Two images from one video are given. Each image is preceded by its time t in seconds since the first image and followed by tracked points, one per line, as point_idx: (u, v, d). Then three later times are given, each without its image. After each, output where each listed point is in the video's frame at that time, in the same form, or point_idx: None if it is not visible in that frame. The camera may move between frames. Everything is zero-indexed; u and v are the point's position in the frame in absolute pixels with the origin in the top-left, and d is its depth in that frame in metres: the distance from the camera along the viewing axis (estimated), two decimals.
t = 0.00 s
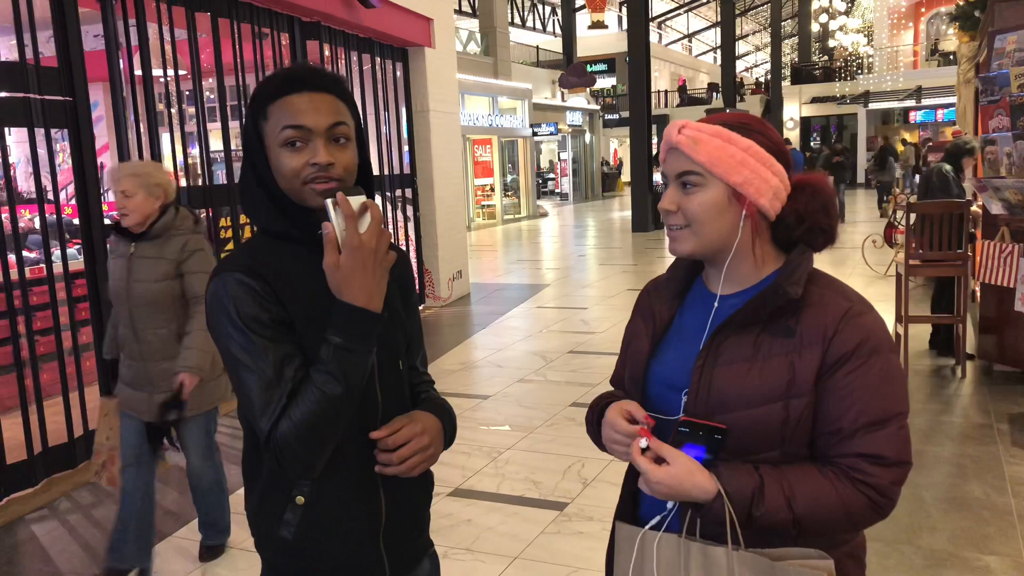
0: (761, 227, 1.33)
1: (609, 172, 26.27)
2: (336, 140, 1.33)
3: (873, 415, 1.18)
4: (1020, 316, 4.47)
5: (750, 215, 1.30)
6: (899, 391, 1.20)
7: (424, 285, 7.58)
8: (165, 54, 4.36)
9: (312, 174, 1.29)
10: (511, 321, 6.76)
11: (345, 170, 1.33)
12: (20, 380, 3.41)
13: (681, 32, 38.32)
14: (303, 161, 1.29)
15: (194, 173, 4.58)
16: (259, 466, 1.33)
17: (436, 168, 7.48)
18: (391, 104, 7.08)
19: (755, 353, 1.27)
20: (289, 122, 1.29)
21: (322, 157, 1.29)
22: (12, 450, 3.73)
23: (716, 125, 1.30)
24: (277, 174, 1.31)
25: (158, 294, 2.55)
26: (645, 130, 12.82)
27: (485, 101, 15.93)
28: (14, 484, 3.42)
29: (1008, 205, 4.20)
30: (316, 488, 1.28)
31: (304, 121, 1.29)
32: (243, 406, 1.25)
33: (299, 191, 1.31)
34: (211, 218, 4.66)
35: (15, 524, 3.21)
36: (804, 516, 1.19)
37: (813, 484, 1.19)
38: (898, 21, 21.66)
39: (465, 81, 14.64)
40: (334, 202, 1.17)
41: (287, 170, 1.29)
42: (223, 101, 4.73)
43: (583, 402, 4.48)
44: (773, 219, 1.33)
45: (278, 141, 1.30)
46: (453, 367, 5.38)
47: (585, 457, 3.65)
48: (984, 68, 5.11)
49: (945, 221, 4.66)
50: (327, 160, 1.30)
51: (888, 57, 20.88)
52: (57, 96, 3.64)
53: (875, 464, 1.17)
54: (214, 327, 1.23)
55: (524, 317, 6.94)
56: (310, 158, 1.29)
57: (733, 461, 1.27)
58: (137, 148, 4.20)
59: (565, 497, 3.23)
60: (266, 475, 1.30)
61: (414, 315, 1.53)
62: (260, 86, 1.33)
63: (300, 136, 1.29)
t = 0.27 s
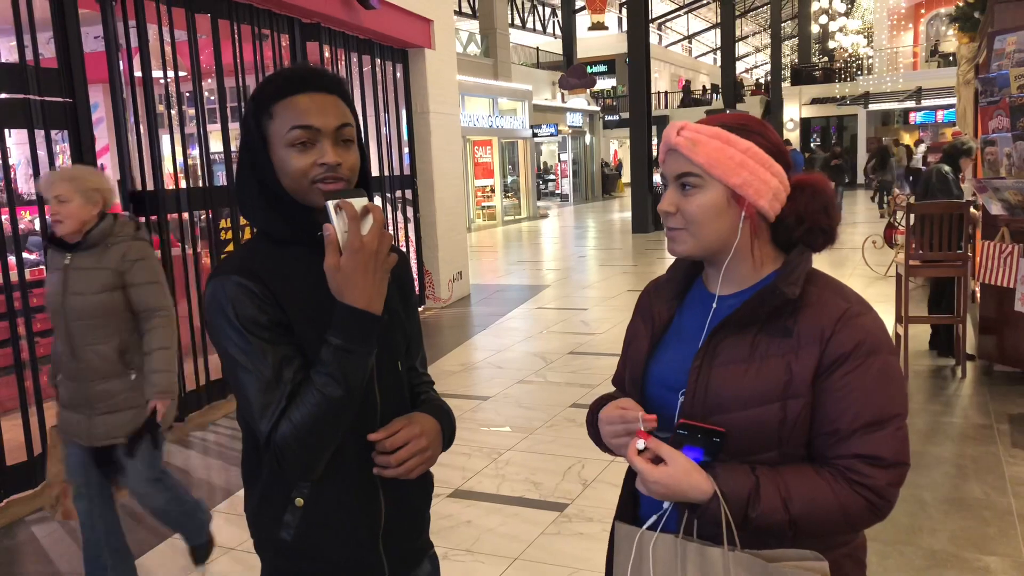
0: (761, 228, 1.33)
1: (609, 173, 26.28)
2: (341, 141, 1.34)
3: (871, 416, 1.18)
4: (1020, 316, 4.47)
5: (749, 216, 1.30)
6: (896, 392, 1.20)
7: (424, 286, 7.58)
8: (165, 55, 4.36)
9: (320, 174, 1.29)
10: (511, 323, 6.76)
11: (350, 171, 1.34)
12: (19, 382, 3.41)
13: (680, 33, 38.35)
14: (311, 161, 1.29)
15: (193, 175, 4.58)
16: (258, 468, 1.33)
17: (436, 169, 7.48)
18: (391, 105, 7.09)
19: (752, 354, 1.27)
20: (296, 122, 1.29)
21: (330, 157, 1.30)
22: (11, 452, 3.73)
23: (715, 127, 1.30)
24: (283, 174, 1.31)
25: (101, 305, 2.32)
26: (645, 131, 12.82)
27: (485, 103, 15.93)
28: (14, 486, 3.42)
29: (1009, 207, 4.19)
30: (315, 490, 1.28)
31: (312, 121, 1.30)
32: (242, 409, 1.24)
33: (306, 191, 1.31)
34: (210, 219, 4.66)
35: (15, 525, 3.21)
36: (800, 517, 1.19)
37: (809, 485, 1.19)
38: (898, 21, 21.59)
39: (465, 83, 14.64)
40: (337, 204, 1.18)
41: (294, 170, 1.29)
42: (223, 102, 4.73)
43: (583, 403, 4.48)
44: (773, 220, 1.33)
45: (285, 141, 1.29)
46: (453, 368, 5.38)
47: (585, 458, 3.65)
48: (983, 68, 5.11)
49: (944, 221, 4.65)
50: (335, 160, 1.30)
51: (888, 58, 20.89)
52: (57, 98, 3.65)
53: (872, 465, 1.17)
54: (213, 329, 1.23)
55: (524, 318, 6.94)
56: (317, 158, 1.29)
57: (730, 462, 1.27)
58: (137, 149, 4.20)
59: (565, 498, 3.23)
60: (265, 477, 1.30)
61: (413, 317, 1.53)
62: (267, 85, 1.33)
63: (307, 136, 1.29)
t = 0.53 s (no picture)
0: (758, 228, 1.32)
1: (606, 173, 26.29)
2: (343, 141, 1.34)
3: (866, 416, 1.18)
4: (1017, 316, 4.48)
5: (746, 217, 1.30)
6: (891, 393, 1.19)
7: (421, 287, 7.58)
8: (160, 56, 4.36)
9: (324, 173, 1.29)
10: (507, 323, 6.76)
11: (352, 171, 1.35)
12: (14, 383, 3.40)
13: (677, 33, 38.41)
14: (315, 159, 1.28)
15: (189, 176, 4.57)
16: (252, 470, 1.32)
17: (433, 171, 7.48)
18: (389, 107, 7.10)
19: (747, 353, 1.27)
20: (298, 122, 1.29)
21: (334, 156, 1.30)
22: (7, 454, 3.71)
23: (710, 128, 1.30)
24: (284, 173, 1.30)
25: (30, 320, 2.13)
26: (642, 131, 12.84)
27: (482, 103, 15.92)
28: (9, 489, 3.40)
29: (1004, 206, 4.30)
30: (311, 493, 1.28)
31: (316, 121, 1.29)
32: (237, 411, 1.24)
33: (309, 190, 1.29)
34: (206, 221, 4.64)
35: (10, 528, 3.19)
36: (794, 517, 1.19)
37: (804, 485, 1.19)
38: (894, 22, 21.44)
39: (462, 84, 14.64)
40: (336, 205, 1.17)
41: (297, 168, 1.28)
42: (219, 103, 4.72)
43: (580, 403, 4.48)
44: (770, 220, 1.33)
45: (288, 140, 1.28)
46: (450, 369, 5.37)
47: (582, 459, 3.65)
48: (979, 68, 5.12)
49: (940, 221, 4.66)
50: (339, 159, 1.30)
51: (884, 59, 20.95)
52: (52, 98, 3.64)
53: (866, 466, 1.17)
54: (207, 331, 1.23)
55: (521, 318, 6.93)
56: (322, 156, 1.29)
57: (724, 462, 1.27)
58: (132, 150, 4.19)
59: (562, 498, 3.22)
60: (260, 480, 1.29)
61: (409, 318, 1.53)
62: (269, 83, 1.32)
63: (310, 135, 1.29)
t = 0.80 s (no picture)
0: (753, 233, 1.33)
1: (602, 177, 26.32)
2: (341, 145, 1.35)
3: (861, 419, 1.18)
4: (1012, 318, 4.49)
5: (741, 222, 1.31)
6: (886, 395, 1.20)
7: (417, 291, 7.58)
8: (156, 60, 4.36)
9: (324, 179, 1.29)
10: (504, 327, 6.75)
11: (350, 176, 1.36)
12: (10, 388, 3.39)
13: (672, 37, 38.52)
14: (316, 164, 1.29)
15: (185, 180, 4.57)
16: (248, 474, 1.32)
17: (429, 174, 7.49)
18: (385, 110, 7.08)
19: (742, 355, 1.27)
20: (299, 126, 1.29)
21: (334, 161, 1.31)
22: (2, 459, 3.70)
23: (704, 133, 1.30)
24: (283, 177, 1.30)
25: None
26: (638, 135, 12.86)
27: (478, 107, 15.93)
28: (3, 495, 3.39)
29: (998, 209, 4.33)
30: (306, 497, 1.28)
31: (317, 126, 1.30)
32: (232, 417, 1.23)
33: (309, 195, 1.30)
34: (202, 226, 4.64)
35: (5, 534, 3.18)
36: (789, 519, 1.19)
37: (799, 487, 1.20)
38: (889, 25, 21.61)
39: (458, 88, 14.65)
40: (335, 208, 1.17)
41: (298, 173, 1.28)
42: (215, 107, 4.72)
43: (577, 407, 4.48)
44: (764, 225, 1.34)
45: (289, 144, 1.29)
46: (447, 373, 5.37)
47: (578, 462, 3.65)
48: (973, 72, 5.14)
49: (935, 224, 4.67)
50: (338, 164, 1.32)
51: (879, 62, 21.04)
52: (47, 103, 3.64)
53: (861, 468, 1.18)
54: (202, 335, 1.22)
55: (517, 322, 6.93)
56: (322, 162, 1.30)
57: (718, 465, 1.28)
58: (128, 154, 4.19)
59: (558, 502, 3.22)
60: (255, 485, 1.29)
61: (403, 323, 1.53)
62: (267, 87, 1.32)
63: (311, 139, 1.29)
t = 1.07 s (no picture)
0: (742, 234, 1.33)
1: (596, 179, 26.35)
2: (336, 150, 1.36)
3: (851, 417, 1.19)
4: (1005, 316, 4.50)
5: (730, 223, 1.31)
6: (876, 394, 1.20)
7: (412, 294, 7.58)
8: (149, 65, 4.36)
9: (319, 183, 1.30)
10: (499, 329, 6.75)
11: (345, 180, 1.36)
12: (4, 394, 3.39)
13: (665, 39, 38.62)
14: (311, 168, 1.30)
15: (178, 185, 4.57)
16: (242, 479, 1.32)
17: (423, 178, 7.49)
18: (378, 114, 7.09)
19: (732, 357, 1.27)
20: (294, 130, 1.29)
21: (330, 166, 1.32)
22: None
23: (693, 135, 1.31)
24: (277, 182, 1.30)
25: None
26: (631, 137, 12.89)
27: (472, 110, 15.94)
28: None
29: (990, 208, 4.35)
30: (300, 501, 1.27)
31: (313, 130, 1.31)
32: (225, 422, 1.23)
33: (304, 200, 1.30)
34: (196, 231, 4.64)
35: None
36: (781, 520, 1.19)
37: (790, 487, 1.20)
38: (880, 26, 21.65)
39: (451, 91, 14.66)
40: (329, 213, 1.18)
41: (293, 177, 1.28)
42: (208, 112, 4.72)
43: (571, 409, 4.48)
44: (753, 226, 1.34)
45: (284, 148, 1.29)
46: (442, 376, 5.36)
47: (573, 464, 3.65)
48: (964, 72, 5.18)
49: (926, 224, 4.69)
50: (334, 169, 1.32)
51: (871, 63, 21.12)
52: (39, 108, 3.63)
53: (852, 467, 1.18)
54: (195, 339, 1.22)
55: (512, 324, 6.93)
56: (317, 166, 1.30)
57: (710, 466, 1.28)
58: (121, 160, 4.19)
59: (553, 504, 3.23)
60: (249, 489, 1.29)
61: (396, 326, 1.53)
62: (261, 92, 1.32)
63: (306, 144, 1.30)
